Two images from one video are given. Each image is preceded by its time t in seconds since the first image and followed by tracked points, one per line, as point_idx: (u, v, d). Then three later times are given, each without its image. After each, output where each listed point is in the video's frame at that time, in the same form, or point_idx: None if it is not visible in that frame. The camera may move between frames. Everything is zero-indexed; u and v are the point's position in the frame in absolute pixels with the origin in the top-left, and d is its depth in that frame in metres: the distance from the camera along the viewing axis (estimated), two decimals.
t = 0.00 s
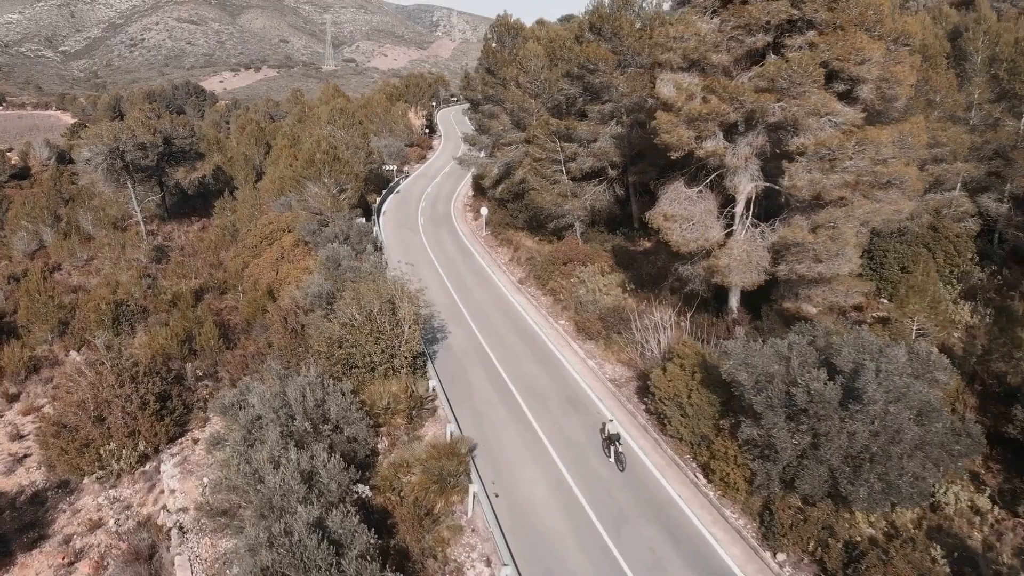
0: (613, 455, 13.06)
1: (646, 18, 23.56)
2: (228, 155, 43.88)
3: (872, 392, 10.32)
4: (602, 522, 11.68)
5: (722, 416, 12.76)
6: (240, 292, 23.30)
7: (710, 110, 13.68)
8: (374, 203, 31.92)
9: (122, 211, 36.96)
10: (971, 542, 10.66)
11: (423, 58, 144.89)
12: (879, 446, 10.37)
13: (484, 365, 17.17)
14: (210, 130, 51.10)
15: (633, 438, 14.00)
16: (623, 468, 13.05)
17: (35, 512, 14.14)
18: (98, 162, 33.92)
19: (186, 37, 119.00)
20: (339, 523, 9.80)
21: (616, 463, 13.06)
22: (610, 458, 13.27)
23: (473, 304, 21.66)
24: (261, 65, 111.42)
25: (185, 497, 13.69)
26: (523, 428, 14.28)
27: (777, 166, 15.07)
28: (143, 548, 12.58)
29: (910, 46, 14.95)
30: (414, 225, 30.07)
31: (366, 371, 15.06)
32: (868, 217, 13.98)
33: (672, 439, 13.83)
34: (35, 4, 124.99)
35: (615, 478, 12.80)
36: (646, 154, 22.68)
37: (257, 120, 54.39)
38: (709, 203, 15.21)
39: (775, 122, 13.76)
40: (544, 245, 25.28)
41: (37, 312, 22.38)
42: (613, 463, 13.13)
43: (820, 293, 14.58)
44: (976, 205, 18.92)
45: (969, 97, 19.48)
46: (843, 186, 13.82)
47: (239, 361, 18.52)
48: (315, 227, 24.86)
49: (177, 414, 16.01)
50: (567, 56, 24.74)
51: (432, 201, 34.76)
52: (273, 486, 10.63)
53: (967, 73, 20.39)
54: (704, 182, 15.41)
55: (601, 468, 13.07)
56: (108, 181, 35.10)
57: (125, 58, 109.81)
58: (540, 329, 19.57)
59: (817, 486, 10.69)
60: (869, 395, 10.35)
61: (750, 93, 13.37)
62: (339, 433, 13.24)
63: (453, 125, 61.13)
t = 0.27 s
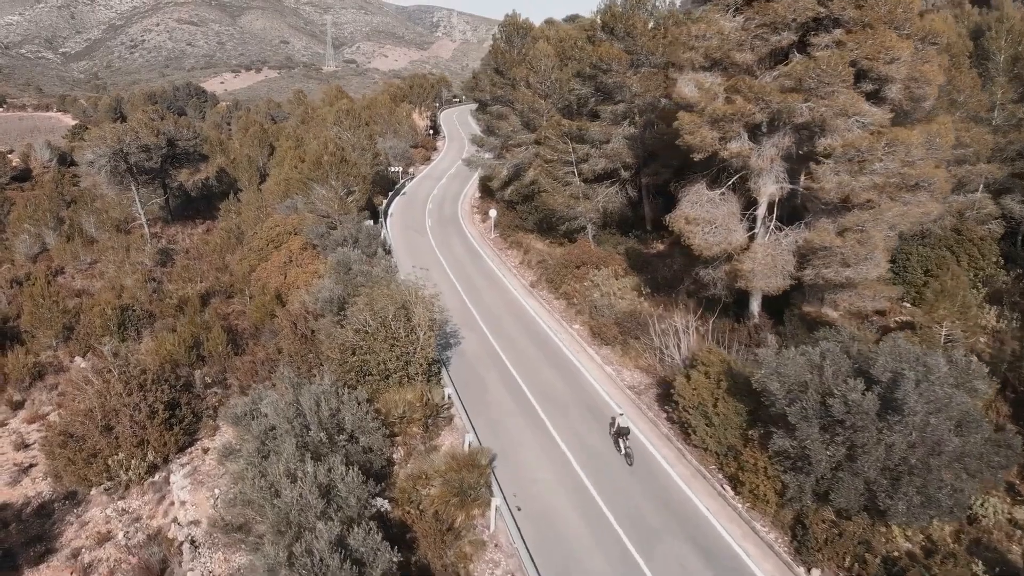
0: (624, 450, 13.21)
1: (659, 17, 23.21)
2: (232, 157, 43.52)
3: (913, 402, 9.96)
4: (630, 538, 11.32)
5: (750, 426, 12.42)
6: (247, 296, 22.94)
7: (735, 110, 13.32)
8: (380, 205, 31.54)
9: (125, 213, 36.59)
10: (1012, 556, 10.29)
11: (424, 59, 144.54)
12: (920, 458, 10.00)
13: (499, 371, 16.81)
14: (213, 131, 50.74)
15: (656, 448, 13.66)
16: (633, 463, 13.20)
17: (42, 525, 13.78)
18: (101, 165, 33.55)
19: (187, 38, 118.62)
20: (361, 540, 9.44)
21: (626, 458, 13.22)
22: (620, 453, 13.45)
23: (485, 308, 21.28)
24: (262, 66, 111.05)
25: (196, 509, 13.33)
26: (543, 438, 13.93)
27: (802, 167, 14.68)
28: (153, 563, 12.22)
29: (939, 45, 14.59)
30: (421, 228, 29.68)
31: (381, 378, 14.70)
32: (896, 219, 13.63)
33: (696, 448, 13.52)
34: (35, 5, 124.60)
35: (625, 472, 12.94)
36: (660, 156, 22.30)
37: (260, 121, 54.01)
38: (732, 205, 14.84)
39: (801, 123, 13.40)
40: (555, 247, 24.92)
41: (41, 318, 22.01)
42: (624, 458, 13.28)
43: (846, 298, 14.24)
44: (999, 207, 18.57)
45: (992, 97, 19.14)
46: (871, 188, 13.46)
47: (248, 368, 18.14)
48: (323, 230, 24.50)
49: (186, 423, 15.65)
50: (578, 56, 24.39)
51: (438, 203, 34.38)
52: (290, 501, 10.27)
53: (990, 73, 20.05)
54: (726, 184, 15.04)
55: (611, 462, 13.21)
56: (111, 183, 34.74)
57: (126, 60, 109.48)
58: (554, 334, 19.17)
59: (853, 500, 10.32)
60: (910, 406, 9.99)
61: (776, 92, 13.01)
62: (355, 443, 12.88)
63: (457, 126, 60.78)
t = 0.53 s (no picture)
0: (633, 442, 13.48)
1: (673, 16, 22.91)
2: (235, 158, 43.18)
3: (955, 413, 9.63)
4: (659, 553, 11.00)
5: (779, 435, 12.13)
6: (255, 299, 22.62)
7: (762, 110, 12.99)
8: (387, 207, 31.20)
9: (129, 216, 36.26)
10: None
11: (425, 60, 144.24)
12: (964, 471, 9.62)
13: (515, 377, 16.46)
14: (215, 133, 50.38)
15: (680, 458, 13.37)
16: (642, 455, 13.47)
17: (50, 537, 13.44)
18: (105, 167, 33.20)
19: (187, 39, 118.30)
20: (386, 557, 9.13)
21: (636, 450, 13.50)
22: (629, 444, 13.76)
23: (498, 311, 20.92)
24: (263, 67, 110.76)
25: (209, 521, 13.00)
26: (564, 448, 13.61)
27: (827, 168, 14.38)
28: None
29: (967, 43, 14.28)
30: (429, 230, 29.31)
31: (397, 386, 14.38)
32: (926, 223, 13.30)
33: (721, 458, 13.25)
34: (35, 7, 124.40)
35: (635, 463, 13.22)
36: (674, 157, 21.97)
37: (263, 122, 53.68)
38: (756, 207, 14.51)
39: (829, 123, 13.07)
40: (567, 249, 24.59)
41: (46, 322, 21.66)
42: (634, 450, 13.55)
43: (874, 302, 13.94)
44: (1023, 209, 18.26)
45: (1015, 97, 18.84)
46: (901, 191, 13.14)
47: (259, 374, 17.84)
48: (331, 233, 24.19)
49: (197, 431, 15.33)
50: (590, 56, 24.07)
51: (445, 204, 34.01)
52: (309, 515, 9.95)
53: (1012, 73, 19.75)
54: (749, 186, 14.71)
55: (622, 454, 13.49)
56: (115, 185, 34.41)
57: (126, 61, 109.16)
58: (569, 338, 18.79)
59: (892, 514, 9.96)
60: (952, 417, 9.66)
61: (804, 92, 12.70)
62: (371, 453, 12.55)
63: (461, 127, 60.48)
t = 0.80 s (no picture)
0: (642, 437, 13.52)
1: (684, 15, 22.68)
2: (238, 159, 42.87)
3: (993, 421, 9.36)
4: (684, 564, 10.75)
5: (804, 443, 11.90)
6: (262, 302, 22.37)
7: (784, 110, 12.73)
8: (393, 208, 30.91)
9: (132, 217, 35.97)
10: None
11: (425, 60, 144.00)
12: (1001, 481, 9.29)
13: (529, 382, 16.12)
14: (217, 133, 50.11)
15: (700, 465, 13.12)
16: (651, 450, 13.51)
17: (58, 547, 13.16)
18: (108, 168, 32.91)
19: (186, 39, 117.98)
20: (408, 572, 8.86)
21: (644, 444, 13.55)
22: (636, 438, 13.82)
23: (507, 314, 20.57)
24: (263, 67, 110.46)
25: (221, 531, 12.72)
26: (582, 455, 13.32)
27: (849, 170, 14.14)
28: None
29: (990, 42, 14.04)
30: (435, 231, 29.00)
31: (411, 392, 14.12)
32: (951, 225, 13.06)
33: (743, 465, 13.03)
34: (34, 7, 124.10)
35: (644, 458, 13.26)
36: (686, 158, 21.71)
37: (265, 123, 53.42)
38: (776, 209, 14.27)
39: (853, 124, 12.81)
40: (576, 250, 24.35)
41: (50, 326, 21.36)
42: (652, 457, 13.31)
43: (897, 306, 13.69)
44: None
45: None
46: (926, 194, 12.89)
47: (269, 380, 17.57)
48: (339, 235, 23.94)
49: (206, 438, 15.06)
50: (600, 55, 23.82)
51: (451, 206, 33.70)
52: (328, 527, 9.69)
53: None
54: (770, 187, 14.47)
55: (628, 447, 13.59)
56: (118, 186, 34.13)
57: (125, 62, 108.87)
58: (581, 341, 18.44)
59: (925, 525, 9.63)
60: (989, 424, 9.39)
61: (828, 92, 12.45)
62: (387, 461, 12.28)
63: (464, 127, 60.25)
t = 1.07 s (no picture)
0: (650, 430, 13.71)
1: (697, 14, 22.41)
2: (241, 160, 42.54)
3: None
4: None
5: (835, 451, 11.65)
6: (271, 306, 22.07)
7: (812, 110, 12.43)
8: (399, 209, 30.59)
9: (134, 219, 35.62)
10: None
11: (424, 60, 143.70)
12: None
13: (545, 386, 15.87)
14: (219, 134, 49.78)
15: (726, 473, 12.80)
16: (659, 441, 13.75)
17: (67, 559, 12.83)
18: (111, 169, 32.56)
19: (185, 39, 117.59)
20: None
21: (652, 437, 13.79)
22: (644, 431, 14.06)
23: (519, 317, 20.29)
24: (262, 67, 110.12)
25: (235, 542, 12.41)
26: (604, 462, 13.07)
27: (876, 171, 13.84)
28: None
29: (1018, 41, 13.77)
30: (442, 233, 28.68)
31: (428, 399, 13.81)
32: (980, 228, 12.78)
33: (770, 473, 12.75)
34: (32, 8, 123.71)
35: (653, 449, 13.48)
36: (699, 158, 21.41)
37: (267, 124, 53.17)
38: (800, 210, 14.01)
39: (882, 124, 12.50)
40: (587, 252, 24.05)
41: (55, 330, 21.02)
42: (676, 465, 13.00)
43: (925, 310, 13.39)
44: None
45: None
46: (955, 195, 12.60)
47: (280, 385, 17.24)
48: (347, 237, 23.64)
49: (218, 446, 14.74)
50: (611, 55, 23.55)
51: (457, 207, 33.39)
52: (350, 542, 9.37)
53: None
54: (793, 188, 14.20)
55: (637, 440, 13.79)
56: (121, 188, 33.80)
57: (124, 62, 108.47)
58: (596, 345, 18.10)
59: (965, 535, 9.29)
60: None
61: (857, 92, 12.16)
62: (405, 470, 11.96)
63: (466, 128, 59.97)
